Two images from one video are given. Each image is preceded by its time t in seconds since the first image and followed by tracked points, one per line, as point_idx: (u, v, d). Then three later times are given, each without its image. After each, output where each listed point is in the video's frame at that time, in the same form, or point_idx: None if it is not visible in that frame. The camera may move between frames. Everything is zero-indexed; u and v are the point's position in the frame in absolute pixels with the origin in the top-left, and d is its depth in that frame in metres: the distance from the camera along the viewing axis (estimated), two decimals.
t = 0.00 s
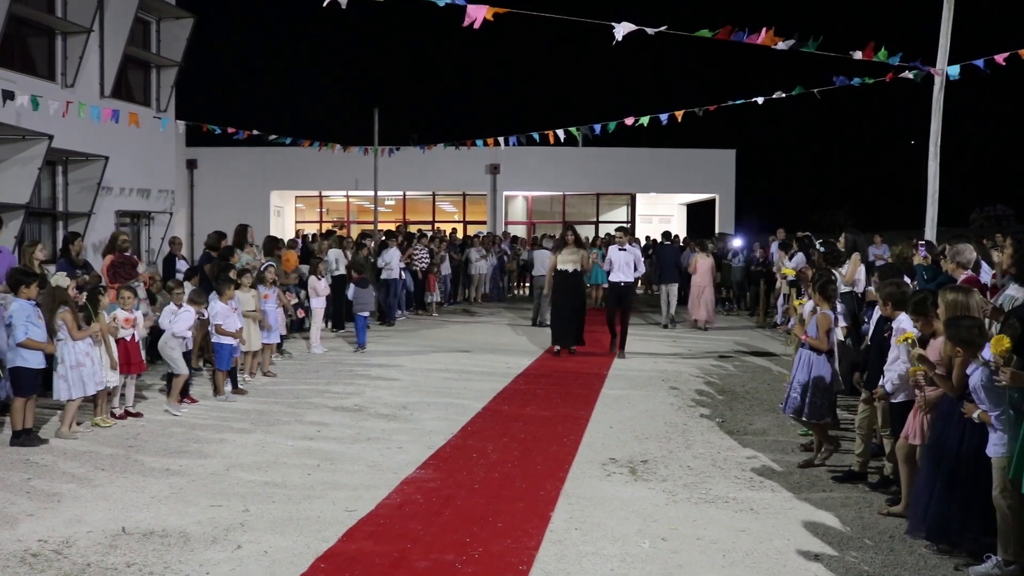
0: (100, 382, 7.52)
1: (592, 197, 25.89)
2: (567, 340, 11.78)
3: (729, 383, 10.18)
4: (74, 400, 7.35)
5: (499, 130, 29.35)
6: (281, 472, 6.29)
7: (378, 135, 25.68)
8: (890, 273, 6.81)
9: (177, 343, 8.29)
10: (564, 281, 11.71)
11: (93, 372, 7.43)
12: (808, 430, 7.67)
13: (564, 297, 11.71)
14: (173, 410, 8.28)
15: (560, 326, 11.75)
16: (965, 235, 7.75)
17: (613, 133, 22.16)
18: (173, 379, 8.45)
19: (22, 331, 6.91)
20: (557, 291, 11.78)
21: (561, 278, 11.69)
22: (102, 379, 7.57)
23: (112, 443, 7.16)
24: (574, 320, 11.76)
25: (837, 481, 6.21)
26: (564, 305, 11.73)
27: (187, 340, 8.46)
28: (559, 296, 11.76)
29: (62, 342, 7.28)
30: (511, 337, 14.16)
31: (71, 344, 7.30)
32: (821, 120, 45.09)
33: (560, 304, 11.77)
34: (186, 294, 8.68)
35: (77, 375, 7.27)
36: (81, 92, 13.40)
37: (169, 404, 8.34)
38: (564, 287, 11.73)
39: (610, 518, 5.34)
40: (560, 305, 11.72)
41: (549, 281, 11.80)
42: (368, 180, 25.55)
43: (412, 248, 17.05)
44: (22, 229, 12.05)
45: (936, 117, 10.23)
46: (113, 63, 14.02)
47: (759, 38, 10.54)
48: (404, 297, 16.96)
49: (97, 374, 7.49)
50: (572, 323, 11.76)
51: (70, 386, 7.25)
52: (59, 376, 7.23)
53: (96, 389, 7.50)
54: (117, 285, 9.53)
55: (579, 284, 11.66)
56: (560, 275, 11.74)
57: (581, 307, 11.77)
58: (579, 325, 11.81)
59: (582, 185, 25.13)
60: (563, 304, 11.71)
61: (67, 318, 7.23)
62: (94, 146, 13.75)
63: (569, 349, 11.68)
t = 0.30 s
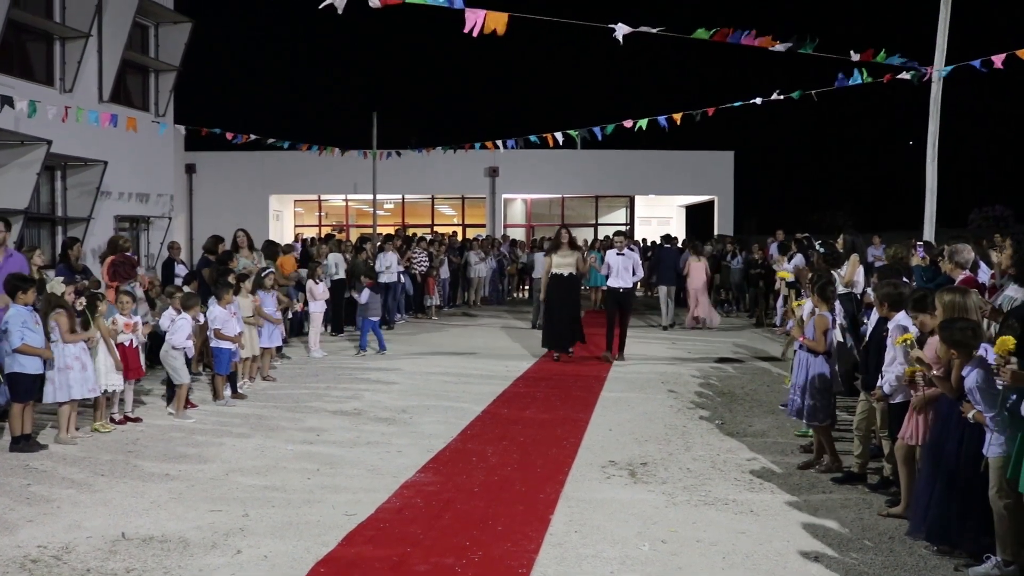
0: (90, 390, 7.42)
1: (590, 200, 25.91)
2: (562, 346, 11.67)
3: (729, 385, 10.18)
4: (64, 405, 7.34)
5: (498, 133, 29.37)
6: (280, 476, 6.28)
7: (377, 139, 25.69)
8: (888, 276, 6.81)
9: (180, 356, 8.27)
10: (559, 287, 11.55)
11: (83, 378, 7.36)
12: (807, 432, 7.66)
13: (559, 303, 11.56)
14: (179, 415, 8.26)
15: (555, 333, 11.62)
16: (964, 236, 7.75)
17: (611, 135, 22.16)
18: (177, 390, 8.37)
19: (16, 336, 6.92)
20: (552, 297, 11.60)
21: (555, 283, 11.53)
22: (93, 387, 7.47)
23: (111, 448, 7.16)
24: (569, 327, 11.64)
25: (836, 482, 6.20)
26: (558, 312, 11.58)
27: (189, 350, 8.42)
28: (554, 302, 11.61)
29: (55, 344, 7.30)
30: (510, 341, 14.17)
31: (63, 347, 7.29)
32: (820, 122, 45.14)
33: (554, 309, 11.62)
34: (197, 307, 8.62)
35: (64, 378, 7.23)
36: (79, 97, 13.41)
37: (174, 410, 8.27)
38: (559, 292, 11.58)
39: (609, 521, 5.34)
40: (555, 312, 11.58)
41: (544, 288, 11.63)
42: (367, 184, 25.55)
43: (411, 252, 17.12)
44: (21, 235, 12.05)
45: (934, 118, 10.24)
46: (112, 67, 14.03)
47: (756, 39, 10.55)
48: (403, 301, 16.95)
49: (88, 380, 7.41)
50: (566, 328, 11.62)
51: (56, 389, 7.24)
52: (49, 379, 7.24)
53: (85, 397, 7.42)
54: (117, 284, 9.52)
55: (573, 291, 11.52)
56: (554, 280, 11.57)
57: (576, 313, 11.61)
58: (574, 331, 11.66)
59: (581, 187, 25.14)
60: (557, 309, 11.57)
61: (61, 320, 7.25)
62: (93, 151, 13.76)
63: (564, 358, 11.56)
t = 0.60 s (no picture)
0: (71, 399, 7.30)
1: (588, 204, 25.94)
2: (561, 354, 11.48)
3: (727, 388, 10.18)
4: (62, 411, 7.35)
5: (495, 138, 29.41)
6: (279, 482, 6.28)
7: (374, 144, 25.72)
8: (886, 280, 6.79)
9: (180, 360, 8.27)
10: (559, 294, 11.34)
11: (63, 385, 7.26)
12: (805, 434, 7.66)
13: (558, 309, 11.44)
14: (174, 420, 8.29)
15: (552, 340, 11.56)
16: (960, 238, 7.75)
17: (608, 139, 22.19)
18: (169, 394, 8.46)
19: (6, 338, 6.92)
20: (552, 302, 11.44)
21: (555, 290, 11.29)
22: (74, 398, 7.32)
23: (109, 454, 7.15)
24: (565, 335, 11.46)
25: (834, 485, 6.20)
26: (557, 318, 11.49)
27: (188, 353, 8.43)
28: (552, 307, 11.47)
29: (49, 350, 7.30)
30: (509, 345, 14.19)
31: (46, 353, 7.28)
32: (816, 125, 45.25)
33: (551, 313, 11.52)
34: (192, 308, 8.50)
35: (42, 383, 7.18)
36: (77, 104, 13.41)
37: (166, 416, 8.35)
38: (557, 299, 11.41)
39: (607, 525, 5.34)
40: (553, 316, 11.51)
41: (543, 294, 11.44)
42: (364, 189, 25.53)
43: (408, 256, 17.12)
44: (18, 241, 12.05)
45: (930, 121, 10.25)
46: (109, 74, 14.04)
47: (752, 42, 10.57)
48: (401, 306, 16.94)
49: (70, 388, 7.30)
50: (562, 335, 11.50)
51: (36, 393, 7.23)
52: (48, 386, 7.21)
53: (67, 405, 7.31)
54: (116, 288, 9.52)
55: (572, 298, 11.36)
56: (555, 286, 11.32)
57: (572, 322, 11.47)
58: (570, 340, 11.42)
59: (578, 191, 25.16)
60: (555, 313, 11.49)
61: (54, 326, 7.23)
62: (90, 157, 13.76)
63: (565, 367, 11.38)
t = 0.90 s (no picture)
0: (64, 400, 7.28)
1: (583, 205, 25.97)
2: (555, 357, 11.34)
3: (722, 389, 10.20)
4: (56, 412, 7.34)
5: (491, 139, 29.41)
6: (273, 483, 6.28)
7: (370, 145, 25.72)
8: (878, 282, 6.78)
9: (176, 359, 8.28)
10: (551, 292, 11.36)
11: (56, 386, 7.23)
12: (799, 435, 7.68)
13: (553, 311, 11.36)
14: (164, 422, 8.27)
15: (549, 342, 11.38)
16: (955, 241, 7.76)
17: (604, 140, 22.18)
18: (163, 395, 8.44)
19: None
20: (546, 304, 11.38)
21: (548, 287, 11.34)
22: (66, 399, 7.30)
23: (103, 455, 7.14)
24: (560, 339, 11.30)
25: (828, 486, 6.22)
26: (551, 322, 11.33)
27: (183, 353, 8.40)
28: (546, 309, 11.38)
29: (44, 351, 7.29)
30: (505, 346, 14.19)
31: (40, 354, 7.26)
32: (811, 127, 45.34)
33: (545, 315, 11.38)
34: (184, 307, 8.49)
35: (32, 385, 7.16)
36: (71, 104, 13.39)
37: (155, 416, 8.34)
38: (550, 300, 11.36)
39: (602, 526, 5.34)
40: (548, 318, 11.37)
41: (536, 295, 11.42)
42: (360, 190, 25.51)
43: (404, 257, 17.11)
44: (13, 242, 12.03)
45: (925, 122, 10.27)
46: (104, 74, 14.01)
47: (748, 44, 10.59)
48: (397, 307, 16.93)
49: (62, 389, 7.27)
50: (559, 339, 11.35)
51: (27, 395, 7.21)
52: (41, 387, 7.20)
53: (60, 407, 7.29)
54: (111, 289, 9.51)
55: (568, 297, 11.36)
56: (546, 285, 11.38)
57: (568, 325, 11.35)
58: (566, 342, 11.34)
59: (574, 192, 25.17)
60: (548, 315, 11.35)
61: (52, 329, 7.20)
62: (85, 158, 13.73)
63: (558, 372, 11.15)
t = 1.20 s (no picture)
0: (78, 395, 7.45)
1: (579, 203, 25.98)
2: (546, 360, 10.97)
3: (717, 387, 10.21)
4: (48, 412, 7.30)
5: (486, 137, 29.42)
6: (268, 482, 6.27)
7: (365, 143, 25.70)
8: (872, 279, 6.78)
9: (169, 353, 8.26)
10: (543, 294, 10.97)
11: (70, 384, 7.37)
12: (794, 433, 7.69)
13: (547, 313, 10.98)
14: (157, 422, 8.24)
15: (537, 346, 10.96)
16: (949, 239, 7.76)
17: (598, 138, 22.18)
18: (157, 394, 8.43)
19: None
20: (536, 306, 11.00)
21: (540, 289, 10.93)
22: (79, 393, 7.46)
23: (97, 455, 7.12)
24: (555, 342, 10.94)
25: (823, 483, 6.23)
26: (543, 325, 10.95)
27: (173, 350, 8.38)
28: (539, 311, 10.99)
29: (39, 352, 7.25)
30: (500, 344, 14.20)
31: (47, 356, 7.27)
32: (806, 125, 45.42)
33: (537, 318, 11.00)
34: (168, 304, 8.44)
35: (46, 387, 7.21)
36: (65, 104, 13.35)
37: (153, 416, 8.33)
38: (543, 302, 10.96)
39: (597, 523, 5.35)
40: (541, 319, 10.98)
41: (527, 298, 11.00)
42: (355, 188, 25.49)
43: (399, 255, 17.05)
44: (7, 242, 11.99)
45: (919, 120, 10.28)
46: (98, 73, 13.97)
47: (741, 42, 10.59)
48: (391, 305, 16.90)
49: (75, 386, 7.42)
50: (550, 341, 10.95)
51: (38, 397, 7.23)
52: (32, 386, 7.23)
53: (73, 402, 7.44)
54: (104, 288, 9.44)
55: (562, 299, 10.96)
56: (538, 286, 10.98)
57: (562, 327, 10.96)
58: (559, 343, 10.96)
59: (569, 190, 25.17)
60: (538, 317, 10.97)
61: (42, 329, 7.17)
62: (79, 157, 13.70)
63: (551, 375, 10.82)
